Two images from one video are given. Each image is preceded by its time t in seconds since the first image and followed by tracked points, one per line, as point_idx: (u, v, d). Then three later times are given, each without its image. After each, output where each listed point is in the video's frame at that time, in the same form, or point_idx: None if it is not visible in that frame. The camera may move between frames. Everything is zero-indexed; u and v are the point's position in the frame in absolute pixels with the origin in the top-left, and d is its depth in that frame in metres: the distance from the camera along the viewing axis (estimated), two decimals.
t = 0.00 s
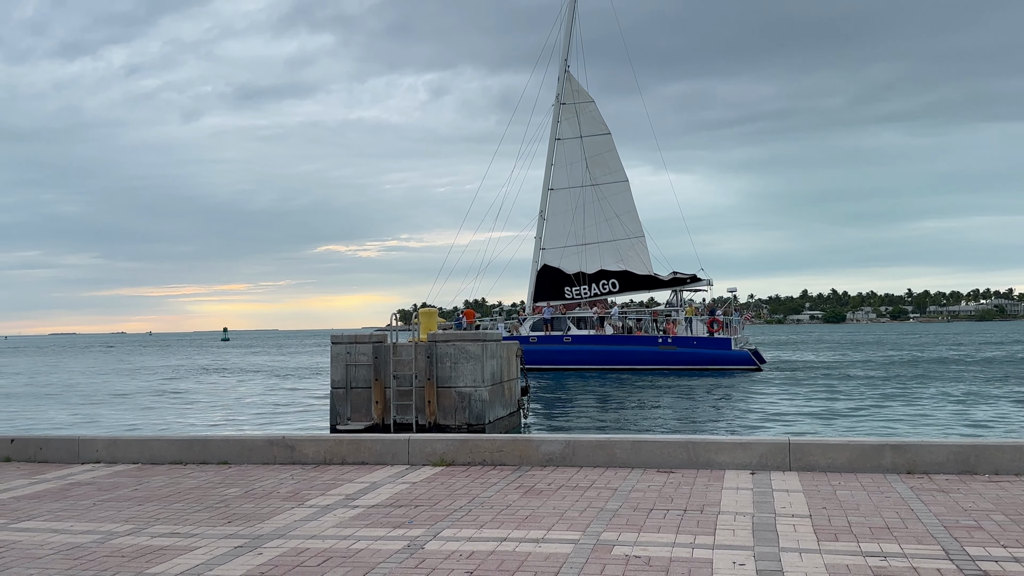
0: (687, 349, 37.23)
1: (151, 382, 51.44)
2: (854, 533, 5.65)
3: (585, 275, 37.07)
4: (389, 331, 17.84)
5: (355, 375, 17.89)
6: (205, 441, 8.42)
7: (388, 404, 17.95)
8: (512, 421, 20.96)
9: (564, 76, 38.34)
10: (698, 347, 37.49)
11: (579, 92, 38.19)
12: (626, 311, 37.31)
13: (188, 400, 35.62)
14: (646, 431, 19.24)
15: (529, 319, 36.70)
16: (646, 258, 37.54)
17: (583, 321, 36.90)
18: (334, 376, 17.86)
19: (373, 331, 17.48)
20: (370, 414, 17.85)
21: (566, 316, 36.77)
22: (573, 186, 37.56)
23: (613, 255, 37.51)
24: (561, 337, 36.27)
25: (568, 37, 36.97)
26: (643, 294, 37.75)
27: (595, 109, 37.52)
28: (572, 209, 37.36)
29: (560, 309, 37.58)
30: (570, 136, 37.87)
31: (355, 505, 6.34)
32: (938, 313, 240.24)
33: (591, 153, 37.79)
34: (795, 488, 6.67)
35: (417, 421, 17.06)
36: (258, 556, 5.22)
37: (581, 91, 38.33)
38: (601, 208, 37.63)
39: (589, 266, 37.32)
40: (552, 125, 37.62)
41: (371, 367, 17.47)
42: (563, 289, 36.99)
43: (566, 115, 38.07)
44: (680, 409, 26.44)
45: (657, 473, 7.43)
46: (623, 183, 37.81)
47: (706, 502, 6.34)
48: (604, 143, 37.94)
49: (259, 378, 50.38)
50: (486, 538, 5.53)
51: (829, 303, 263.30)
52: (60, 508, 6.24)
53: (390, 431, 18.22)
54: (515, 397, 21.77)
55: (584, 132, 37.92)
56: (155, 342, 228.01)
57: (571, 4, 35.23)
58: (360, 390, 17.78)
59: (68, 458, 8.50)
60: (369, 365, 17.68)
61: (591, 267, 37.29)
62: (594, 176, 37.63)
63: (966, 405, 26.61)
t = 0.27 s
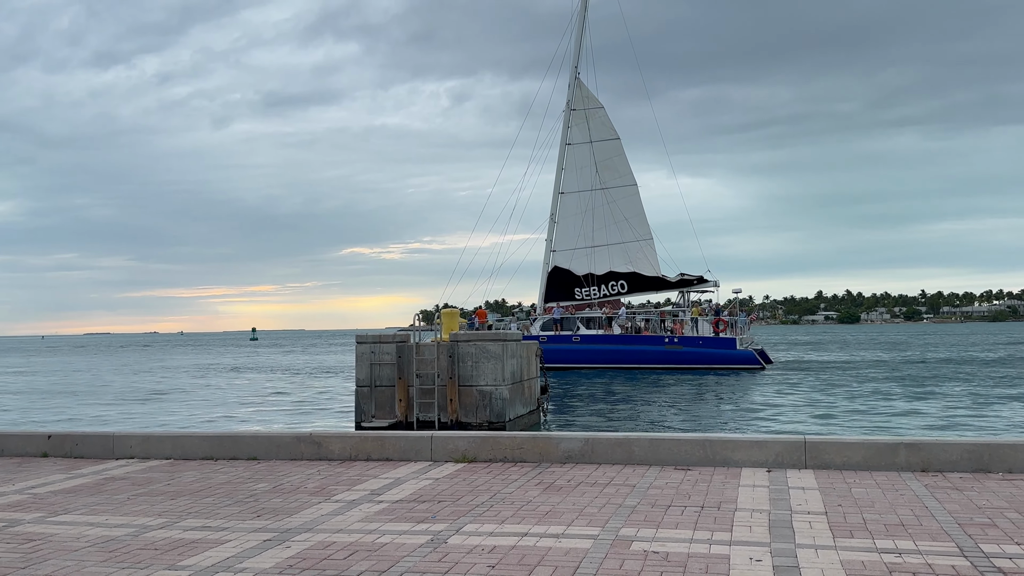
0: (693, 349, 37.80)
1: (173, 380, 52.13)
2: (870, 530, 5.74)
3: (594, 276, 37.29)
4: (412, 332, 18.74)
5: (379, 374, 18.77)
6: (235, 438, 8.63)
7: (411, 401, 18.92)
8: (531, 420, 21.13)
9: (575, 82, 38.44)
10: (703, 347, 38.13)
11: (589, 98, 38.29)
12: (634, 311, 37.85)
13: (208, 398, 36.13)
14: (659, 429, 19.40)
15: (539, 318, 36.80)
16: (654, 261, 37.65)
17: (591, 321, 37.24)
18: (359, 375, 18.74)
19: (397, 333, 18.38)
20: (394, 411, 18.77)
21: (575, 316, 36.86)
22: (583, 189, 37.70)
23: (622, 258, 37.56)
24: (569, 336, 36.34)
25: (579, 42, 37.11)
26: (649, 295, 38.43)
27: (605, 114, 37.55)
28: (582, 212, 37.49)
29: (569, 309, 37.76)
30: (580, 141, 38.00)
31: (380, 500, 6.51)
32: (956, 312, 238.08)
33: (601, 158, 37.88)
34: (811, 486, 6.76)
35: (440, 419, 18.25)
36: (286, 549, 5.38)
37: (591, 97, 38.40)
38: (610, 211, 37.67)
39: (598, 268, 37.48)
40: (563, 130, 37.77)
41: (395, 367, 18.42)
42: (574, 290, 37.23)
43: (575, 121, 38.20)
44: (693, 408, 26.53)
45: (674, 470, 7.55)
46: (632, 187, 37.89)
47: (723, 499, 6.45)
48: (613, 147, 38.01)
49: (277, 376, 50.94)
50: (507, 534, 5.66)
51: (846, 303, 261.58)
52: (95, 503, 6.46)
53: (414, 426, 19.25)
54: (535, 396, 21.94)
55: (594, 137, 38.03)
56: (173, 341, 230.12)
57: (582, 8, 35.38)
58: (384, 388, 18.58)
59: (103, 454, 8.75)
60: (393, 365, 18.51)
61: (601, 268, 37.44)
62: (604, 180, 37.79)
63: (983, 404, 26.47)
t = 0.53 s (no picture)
0: (699, 349, 37.70)
1: (195, 377, 52.99)
2: (883, 524, 5.86)
3: (602, 278, 37.52)
4: (436, 331, 19.56)
5: (404, 372, 19.62)
6: (265, 434, 8.86)
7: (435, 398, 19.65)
8: (551, 417, 21.31)
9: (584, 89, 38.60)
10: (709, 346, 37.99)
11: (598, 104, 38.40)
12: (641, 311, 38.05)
13: (229, 395, 36.71)
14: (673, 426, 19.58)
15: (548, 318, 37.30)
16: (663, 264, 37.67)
17: (599, 321, 37.87)
18: (385, 373, 19.63)
19: (421, 332, 19.36)
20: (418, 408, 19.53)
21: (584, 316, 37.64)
22: (592, 194, 37.87)
23: (631, 261, 37.62)
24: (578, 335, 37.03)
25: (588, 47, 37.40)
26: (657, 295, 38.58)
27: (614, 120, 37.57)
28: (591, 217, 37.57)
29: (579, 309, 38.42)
30: (589, 146, 38.16)
31: (404, 494, 6.72)
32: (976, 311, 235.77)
33: (610, 162, 37.99)
34: (825, 482, 6.88)
35: (462, 415, 18.87)
36: (315, 541, 5.58)
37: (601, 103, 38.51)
38: (619, 215, 37.66)
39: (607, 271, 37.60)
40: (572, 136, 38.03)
41: (419, 365, 19.32)
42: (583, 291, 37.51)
43: (585, 127, 38.38)
44: (708, 406, 26.65)
45: (690, 466, 7.69)
46: (641, 191, 37.94)
47: (740, 494, 6.59)
48: (622, 152, 38.05)
49: (296, 375, 51.56)
50: (529, 527, 5.84)
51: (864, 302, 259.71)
52: (131, 496, 6.72)
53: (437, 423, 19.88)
54: (554, 393, 22.16)
55: (603, 142, 38.16)
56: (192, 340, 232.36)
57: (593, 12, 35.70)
58: (408, 385, 19.51)
59: (139, 449, 9.03)
60: (417, 363, 19.45)
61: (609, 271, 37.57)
62: (612, 185, 37.90)
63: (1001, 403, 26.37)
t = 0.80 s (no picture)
0: (705, 347, 39.18)
1: (214, 376, 53.70)
2: (896, 519, 5.98)
3: (612, 278, 38.85)
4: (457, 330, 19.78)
5: (426, 370, 19.97)
6: (293, 429, 9.09)
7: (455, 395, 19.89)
8: (570, 413, 21.54)
9: (593, 94, 39.71)
10: (715, 344, 39.45)
11: (606, 109, 39.53)
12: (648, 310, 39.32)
13: (248, 392, 37.29)
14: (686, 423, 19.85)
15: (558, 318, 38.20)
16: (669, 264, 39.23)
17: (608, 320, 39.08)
18: (407, 370, 20.01)
19: (442, 330, 19.70)
20: (439, 405, 19.83)
21: (593, 316, 38.95)
22: (601, 197, 39.24)
23: (638, 261, 39.14)
24: (588, 334, 38.40)
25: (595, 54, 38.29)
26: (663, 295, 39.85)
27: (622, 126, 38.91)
28: (600, 219, 39.05)
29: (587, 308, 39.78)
30: (598, 151, 39.41)
31: (427, 488, 6.91)
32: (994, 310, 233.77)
33: (618, 167, 39.31)
34: (838, 477, 7.00)
35: (481, 412, 19.06)
36: (342, 533, 5.76)
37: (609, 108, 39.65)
38: (627, 217, 39.17)
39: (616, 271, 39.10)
40: (581, 140, 39.21)
41: (441, 362, 19.65)
42: (592, 291, 38.75)
43: (593, 132, 39.63)
44: (722, 402, 26.85)
45: (706, 462, 7.82)
46: (648, 194, 39.32)
47: (754, 490, 6.72)
48: (630, 156, 39.45)
49: (313, 372, 52.22)
50: (548, 520, 6.01)
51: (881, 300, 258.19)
52: (164, 489, 6.96)
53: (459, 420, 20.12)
54: (572, 390, 22.33)
55: (611, 147, 39.43)
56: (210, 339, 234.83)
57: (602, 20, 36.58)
58: (429, 382, 19.83)
59: (171, 443, 9.31)
60: (438, 361, 19.78)
61: (618, 271, 39.04)
62: (620, 188, 39.34)
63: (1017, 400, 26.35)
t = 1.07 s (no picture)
0: (709, 345, 40.67)
1: (233, 373, 54.39)
2: (910, 516, 6.03)
3: (619, 279, 39.91)
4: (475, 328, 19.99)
5: (445, 368, 20.24)
6: (315, 425, 9.25)
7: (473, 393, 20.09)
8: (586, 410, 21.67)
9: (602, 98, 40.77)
10: (720, 343, 40.94)
11: (615, 113, 40.66)
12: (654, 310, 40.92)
13: (266, 390, 37.76)
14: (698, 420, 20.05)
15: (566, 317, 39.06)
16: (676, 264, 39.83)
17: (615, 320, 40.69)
18: (426, 368, 20.29)
19: (460, 328, 19.99)
20: (458, 402, 20.04)
21: (600, 316, 40.33)
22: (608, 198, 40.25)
23: (645, 262, 40.03)
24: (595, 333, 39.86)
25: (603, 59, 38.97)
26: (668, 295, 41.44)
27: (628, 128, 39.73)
28: (607, 220, 40.04)
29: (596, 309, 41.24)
30: (605, 153, 40.38)
31: (446, 484, 7.03)
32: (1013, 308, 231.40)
33: (625, 168, 40.19)
34: (853, 475, 7.04)
35: (499, 410, 19.18)
36: (363, 527, 5.89)
37: (617, 112, 40.76)
38: (634, 218, 39.94)
39: (623, 271, 40.06)
40: (589, 143, 40.31)
41: (459, 361, 19.92)
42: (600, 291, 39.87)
43: (601, 134, 40.61)
44: (735, 400, 27.00)
45: (721, 459, 7.89)
46: (655, 195, 40.01)
47: (769, 487, 6.78)
48: (637, 158, 40.19)
49: (329, 371, 52.71)
50: (564, 516, 6.11)
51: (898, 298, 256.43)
52: (190, 484, 7.14)
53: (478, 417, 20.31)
54: (589, 388, 22.42)
55: (619, 148, 40.32)
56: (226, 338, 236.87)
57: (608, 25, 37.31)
58: (448, 379, 20.07)
59: (197, 439, 9.50)
60: (456, 358, 20.02)
61: (625, 271, 39.99)
62: (628, 189, 40.14)
63: None
